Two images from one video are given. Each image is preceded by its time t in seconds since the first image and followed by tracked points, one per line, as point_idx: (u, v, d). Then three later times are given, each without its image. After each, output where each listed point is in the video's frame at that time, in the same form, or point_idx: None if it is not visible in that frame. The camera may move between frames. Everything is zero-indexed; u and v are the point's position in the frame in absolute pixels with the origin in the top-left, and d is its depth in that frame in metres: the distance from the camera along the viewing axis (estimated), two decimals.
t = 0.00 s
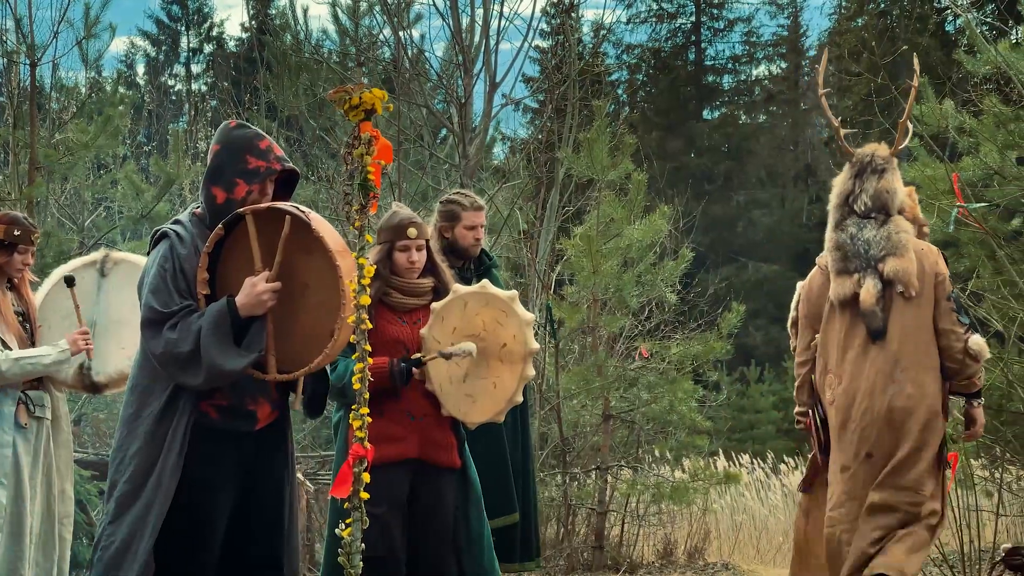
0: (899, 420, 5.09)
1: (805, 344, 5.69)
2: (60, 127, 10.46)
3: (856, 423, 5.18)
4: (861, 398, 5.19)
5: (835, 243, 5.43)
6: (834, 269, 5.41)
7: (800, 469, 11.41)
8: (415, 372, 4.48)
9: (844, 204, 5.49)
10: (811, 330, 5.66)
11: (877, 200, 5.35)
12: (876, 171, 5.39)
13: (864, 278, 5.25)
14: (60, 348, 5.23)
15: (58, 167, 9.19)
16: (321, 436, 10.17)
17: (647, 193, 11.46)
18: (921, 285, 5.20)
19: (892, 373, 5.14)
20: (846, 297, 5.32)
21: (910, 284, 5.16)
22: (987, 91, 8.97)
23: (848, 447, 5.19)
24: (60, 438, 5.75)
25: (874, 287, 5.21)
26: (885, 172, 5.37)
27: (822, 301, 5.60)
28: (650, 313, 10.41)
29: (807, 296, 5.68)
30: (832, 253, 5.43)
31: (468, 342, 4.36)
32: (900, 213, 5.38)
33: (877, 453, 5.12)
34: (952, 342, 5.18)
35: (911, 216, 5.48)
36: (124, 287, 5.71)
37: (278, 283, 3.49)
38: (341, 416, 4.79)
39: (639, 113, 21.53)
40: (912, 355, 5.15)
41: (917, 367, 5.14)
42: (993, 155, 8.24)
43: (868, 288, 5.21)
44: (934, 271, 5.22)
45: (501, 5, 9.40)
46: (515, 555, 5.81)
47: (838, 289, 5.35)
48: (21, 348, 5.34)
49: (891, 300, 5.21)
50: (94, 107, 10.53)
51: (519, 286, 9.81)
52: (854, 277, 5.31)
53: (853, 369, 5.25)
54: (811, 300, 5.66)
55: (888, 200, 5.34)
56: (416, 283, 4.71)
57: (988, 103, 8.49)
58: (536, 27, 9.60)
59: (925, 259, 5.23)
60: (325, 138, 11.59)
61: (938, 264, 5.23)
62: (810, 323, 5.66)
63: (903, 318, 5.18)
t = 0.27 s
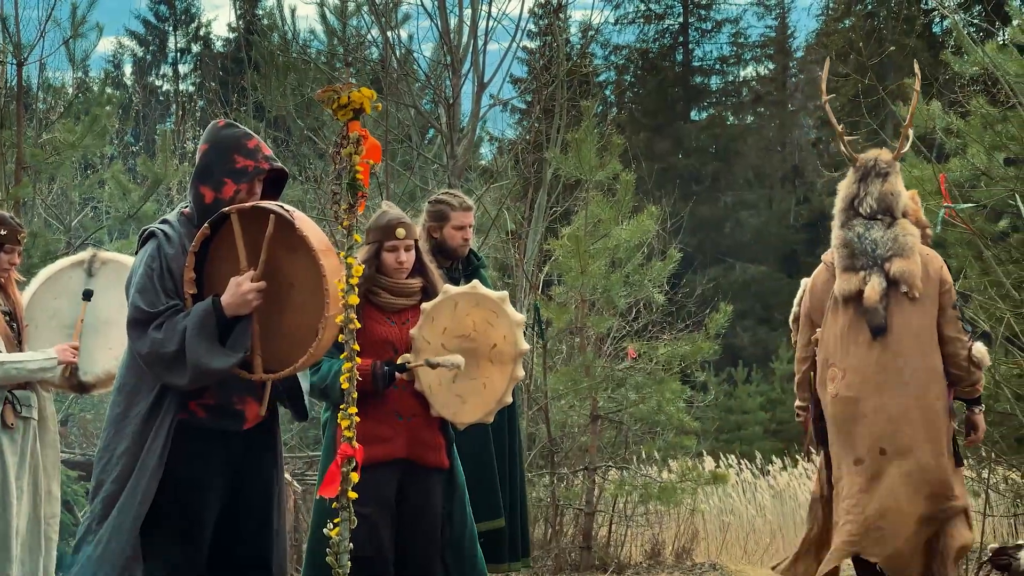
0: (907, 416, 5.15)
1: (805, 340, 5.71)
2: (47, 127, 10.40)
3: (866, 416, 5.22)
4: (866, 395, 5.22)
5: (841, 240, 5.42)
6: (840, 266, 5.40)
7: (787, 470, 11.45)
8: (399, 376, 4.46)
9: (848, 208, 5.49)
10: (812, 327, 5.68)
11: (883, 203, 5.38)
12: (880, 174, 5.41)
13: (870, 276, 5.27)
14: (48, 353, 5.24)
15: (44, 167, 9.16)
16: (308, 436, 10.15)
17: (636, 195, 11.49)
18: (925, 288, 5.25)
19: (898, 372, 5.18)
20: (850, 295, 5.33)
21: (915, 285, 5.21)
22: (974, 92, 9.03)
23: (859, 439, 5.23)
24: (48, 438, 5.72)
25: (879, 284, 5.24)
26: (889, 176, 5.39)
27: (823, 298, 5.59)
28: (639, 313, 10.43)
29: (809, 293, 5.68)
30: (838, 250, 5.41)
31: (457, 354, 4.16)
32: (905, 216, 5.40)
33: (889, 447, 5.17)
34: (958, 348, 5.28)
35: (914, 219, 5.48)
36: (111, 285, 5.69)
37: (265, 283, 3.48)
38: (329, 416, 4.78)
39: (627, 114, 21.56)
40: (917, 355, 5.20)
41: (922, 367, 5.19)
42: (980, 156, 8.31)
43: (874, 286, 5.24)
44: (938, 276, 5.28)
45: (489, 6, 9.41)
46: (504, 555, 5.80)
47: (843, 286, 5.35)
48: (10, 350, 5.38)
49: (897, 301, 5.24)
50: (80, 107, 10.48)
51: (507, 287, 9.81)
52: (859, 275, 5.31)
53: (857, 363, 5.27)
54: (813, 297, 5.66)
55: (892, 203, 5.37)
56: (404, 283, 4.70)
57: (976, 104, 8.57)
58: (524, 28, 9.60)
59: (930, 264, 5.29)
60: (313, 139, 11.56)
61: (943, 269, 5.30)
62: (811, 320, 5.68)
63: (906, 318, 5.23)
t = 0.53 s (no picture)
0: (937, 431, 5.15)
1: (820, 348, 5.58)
2: (42, 127, 10.38)
3: (891, 424, 5.17)
4: (897, 405, 5.18)
5: (871, 256, 5.38)
6: (871, 278, 5.33)
7: (782, 470, 11.47)
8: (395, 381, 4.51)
9: (868, 232, 5.50)
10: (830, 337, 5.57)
11: (904, 229, 5.43)
12: (899, 202, 5.49)
13: (906, 290, 5.24)
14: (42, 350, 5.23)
15: (38, 167, 9.14)
16: (304, 437, 10.14)
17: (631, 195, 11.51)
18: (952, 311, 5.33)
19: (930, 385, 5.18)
20: (884, 306, 5.27)
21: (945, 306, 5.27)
22: (969, 93, 9.06)
23: (880, 447, 5.18)
24: (43, 438, 5.71)
25: (916, 298, 5.20)
26: (908, 203, 5.48)
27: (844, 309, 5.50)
28: (634, 314, 10.43)
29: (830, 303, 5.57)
30: (869, 264, 5.37)
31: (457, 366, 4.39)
32: (923, 242, 5.48)
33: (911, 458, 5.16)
34: (979, 379, 5.47)
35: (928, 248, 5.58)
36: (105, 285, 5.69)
37: (261, 282, 3.48)
38: (324, 417, 4.77)
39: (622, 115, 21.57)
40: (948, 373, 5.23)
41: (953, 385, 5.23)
42: (975, 157, 8.34)
43: (910, 299, 5.20)
44: (962, 303, 5.39)
45: (484, 7, 9.41)
46: (499, 555, 5.80)
47: (876, 297, 5.28)
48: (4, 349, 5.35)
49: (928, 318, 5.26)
50: (75, 107, 10.46)
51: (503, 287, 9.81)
52: (895, 287, 5.26)
53: (886, 372, 5.22)
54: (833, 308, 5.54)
55: (913, 228, 5.45)
56: (400, 284, 4.70)
57: (969, 105, 8.56)
58: (519, 29, 9.59)
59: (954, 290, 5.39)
60: (309, 139, 11.56)
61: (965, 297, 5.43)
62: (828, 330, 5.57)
63: (936, 337, 5.26)
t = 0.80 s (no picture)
0: (970, 468, 5.27)
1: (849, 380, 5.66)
2: (43, 126, 10.37)
3: (931, 456, 5.26)
4: (934, 439, 5.28)
5: (902, 302, 5.57)
6: (909, 322, 5.47)
7: (782, 468, 11.49)
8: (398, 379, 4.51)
9: (891, 284, 5.73)
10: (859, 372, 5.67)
11: (926, 284, 5.67)
12: (919, 258, 5.75)
13: (945, 330, 5.41)
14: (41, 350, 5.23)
15: (39, 167, 9.14)
16: (305, 436, 10.15)
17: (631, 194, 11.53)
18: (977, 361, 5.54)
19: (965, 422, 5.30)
20: (921, 346, 5.40)
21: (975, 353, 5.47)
22: (970, 92, 9.07)
23: (918, 474, 5.29)
24: (43, 437, 5.73)
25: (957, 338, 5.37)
26: (926, 260, 5.75)
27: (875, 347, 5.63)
28: (634, 313, 10.45)
29: (860, 342, 5.68)
30: (903, 307, 5.53)
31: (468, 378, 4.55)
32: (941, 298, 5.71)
33: (945, 489, 5.26)
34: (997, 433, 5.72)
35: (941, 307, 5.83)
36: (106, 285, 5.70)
37: (263, 281, 3.48)
38: (325, 415, 4.77)
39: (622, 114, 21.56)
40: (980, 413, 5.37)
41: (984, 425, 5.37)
42: (976, 156, 8.35)
43: (951, 338, 5.37)
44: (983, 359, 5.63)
45: (485, 6, 9.40)
46: (500, 553, 5.80)
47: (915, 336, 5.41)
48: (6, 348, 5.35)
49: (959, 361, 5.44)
50: (76, 107, 10.45)
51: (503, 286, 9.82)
52: (935, 325, 5.42)
53: (922, 404, 5.32)
54: (865, 347, 5.66)
55: (933, 281, 5.69)
56: (402, 283, 4.70)
57: (970, 104, 8.57)
58: (519, 28, 9.58)
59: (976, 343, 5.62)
60: (309, 138, 11.56)
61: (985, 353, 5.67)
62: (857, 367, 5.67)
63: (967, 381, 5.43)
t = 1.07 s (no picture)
0: (991, 534, 4.77)
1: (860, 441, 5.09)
2: (47, 126, 10.39)
3: (950, 521, 4.76)
4: (953, 502, 4.79)
5: (918, 373, 5.04)
6: (929, 392, 4.96)
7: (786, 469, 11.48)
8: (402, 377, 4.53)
9: (903, 351, 5.18)
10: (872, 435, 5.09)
11: (939, 352, 5.12)
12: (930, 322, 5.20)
13: (968, 402, 4.93)
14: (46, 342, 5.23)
15: (43, 167, 9.14)
16: (308, 436, 10.15)
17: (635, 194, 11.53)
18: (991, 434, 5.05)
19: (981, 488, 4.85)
20: (941, 416, 4.91)
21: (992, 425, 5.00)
22: (974, 92, 9.05)
23: (935, 541, 4.75)
24: (47, 435, 5.73)
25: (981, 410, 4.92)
26: (938, 324, 5.19)
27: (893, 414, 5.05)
28: (638, 313, 10.44)
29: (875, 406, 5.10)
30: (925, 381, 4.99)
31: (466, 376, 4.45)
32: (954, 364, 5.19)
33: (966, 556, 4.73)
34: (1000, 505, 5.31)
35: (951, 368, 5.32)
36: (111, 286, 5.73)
37: (268, 280, 3.47)
38: (330, 413, 4.78)
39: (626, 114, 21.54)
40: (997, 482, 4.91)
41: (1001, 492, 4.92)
42: (980, 156, 8.34)
43: (975, 411, 4.91)
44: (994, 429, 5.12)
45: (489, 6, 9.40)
46: (505, 553, 5.80)
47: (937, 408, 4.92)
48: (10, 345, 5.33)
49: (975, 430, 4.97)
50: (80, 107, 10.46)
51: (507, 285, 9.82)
52: (956, 396, 4.93)
53: (941, 469, 4.83)
54: (879, 410, 5.09)
55: (945, 349, 5.16)
56: (406, 283, 4.70)
57: (974, 104, 8.56)
58: (523, 28, 9.59)
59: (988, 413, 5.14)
60: (313, 139, 11.57)
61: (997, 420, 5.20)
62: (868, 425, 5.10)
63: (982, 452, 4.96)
